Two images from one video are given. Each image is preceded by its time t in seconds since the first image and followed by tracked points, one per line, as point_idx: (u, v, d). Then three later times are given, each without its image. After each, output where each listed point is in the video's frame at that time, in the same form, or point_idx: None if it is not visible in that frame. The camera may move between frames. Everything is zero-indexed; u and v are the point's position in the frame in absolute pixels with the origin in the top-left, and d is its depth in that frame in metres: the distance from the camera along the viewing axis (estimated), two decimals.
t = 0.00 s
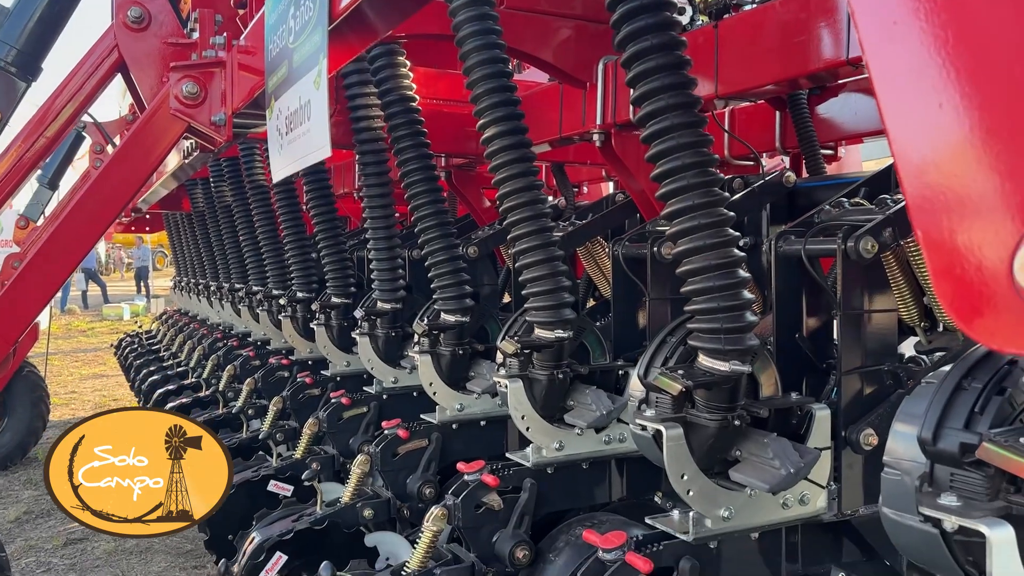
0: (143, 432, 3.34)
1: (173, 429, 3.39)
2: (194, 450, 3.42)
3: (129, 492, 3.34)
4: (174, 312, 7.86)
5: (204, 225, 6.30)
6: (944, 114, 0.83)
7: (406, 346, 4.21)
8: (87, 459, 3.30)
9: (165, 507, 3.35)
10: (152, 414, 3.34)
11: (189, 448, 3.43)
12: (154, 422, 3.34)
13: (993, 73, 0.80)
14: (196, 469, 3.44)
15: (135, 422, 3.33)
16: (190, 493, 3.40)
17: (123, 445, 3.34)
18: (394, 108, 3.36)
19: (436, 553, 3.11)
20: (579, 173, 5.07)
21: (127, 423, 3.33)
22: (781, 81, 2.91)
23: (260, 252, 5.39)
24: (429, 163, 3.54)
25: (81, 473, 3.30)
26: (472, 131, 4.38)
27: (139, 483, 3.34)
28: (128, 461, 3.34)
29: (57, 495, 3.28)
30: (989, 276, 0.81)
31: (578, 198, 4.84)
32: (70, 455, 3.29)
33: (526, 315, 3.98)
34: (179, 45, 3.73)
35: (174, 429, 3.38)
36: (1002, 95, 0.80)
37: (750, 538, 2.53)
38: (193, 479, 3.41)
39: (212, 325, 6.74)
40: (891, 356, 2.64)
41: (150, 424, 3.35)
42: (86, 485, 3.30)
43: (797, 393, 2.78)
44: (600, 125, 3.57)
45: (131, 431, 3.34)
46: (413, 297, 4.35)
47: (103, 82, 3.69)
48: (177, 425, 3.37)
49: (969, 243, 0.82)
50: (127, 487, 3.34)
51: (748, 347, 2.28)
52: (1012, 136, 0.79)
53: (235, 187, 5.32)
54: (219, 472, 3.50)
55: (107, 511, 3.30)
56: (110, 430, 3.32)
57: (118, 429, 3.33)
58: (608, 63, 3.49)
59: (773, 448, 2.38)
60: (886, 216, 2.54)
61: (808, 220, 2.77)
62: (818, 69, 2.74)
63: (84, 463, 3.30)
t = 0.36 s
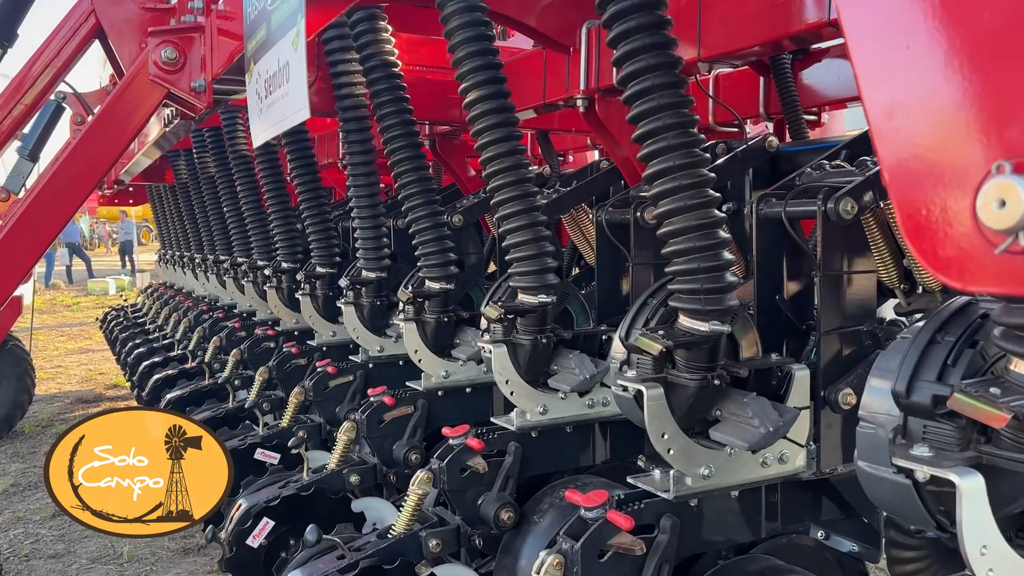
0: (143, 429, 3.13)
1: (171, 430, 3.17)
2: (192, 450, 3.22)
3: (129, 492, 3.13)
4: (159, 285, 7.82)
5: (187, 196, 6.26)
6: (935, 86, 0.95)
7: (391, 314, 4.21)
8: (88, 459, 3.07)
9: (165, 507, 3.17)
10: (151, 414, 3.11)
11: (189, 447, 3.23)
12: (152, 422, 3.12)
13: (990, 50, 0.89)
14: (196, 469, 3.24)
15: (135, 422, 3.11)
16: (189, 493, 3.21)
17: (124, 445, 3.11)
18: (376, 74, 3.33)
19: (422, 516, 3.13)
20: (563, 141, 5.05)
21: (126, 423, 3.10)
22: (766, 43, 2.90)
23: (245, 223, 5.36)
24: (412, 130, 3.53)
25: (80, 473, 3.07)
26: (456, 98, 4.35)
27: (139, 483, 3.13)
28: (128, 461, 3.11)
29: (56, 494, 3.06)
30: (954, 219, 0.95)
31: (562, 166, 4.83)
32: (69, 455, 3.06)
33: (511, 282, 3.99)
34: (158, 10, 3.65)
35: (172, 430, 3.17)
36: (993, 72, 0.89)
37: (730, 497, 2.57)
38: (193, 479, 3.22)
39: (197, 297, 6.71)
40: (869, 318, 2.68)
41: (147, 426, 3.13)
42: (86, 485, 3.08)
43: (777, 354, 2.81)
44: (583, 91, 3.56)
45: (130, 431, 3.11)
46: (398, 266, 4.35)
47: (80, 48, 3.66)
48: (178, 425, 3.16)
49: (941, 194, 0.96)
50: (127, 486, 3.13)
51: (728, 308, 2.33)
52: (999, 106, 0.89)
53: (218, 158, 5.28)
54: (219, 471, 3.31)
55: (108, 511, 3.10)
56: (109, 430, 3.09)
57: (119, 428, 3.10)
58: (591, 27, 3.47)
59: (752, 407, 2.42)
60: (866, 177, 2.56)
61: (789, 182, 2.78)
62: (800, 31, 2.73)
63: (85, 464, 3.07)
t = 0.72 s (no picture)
0: (143, 427, 2.73)
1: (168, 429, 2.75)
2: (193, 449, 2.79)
3: (128, 493, 2.73)
4: (145, 260, 7.77)
5: (171, 170, 6.20)
6: (908, 36, 0.95)
7: (377, 286, 4.20)
8: (87, 458, 2.71)
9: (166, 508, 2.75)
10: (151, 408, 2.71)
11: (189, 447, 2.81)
12: (151, 422, 2.73)
13: None
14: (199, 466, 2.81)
15: (134, 416, 2.71)
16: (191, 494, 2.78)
17: (124, 444, 2.73)
18: (358, 42, 3.29)
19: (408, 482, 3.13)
20: (548, 111, 5.02)
21: (127, 421, 2.72)
22: (750, 7, 2.89)
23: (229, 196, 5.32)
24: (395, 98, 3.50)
25: (81, 473, 2.71)
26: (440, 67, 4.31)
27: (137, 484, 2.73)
28: (127, 460, 2.72)
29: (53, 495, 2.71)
30: (926, 164, 0.96)
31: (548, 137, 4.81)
32: (68, 454, 2.70)
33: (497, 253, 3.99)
34: None
35: (171, 429, 2.76)
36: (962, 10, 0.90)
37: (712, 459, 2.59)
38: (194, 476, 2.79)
39: (183, 273, 6.68)
40: (851, 282, 2.69)
41: (145, 423, 2.73)
42: (87, 485, 2.71)
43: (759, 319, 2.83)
44: (568, 58, 3.53)
45: (132, 427, 2.73)
46: (383, 237, 4.34)
47: (58, 15, 3.64)
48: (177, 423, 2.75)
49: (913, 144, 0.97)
50: (127, 487, 2.73)
51: (710, 272, 2.34)
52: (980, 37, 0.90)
53: (201, 130, 5.23)
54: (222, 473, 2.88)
55: (107, 512, 2.71)
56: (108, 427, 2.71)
57: (120, 424, 2.72)
58: None
59: (733, 369, 2.44)
60: (847, 140, 2.56)
61: (772, 147, 2.79)
62: None
63: (85, 463, 2.70)
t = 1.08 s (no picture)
0: (141, 425, 2.57)
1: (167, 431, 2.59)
2: (191, 450, 2.62)
3: (128, 493, 2.57)
4: (131, 238, 7.72)
5: (156, 147, 6.15)
6: None
7: (363, 260, 4.18)
8: (86, 458, 2.54)
9: (166, 507, 2.58)
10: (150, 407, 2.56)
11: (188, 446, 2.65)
12: (149, 422, 2.57)
13: None
14: (200, 467, 2.64)
15: (134, 415, 2.55)
16: (190, 491, 2.61)
17: (123, 442, 2.57)
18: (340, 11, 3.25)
19: (395, 453, 3.15)
20: (534, 84, 4.99)
21: (126, 420, 2.55)
22: None
23: (214, 172, 5.28)
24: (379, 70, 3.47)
25: (79, 473, 2.55)
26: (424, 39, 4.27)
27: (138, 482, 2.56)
28: (127, 460, 2.57)
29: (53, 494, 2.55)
30: (893, 115, 0.97)
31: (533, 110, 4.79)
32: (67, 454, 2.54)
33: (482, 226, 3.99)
34: None
35: (169, 430, 2.59)
36: None
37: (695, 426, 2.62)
38: (195, 476, 2.62)
39: (169, 251, 6.65)
40: (833, 251, 2.71)
41: (143, 422, 2.57)
42: (86, 486, 2.55)
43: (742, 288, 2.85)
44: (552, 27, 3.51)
45: (131, 426, 2.56)
46: (369, 210, 4.32)
47: None
48: (174, 424, 2.59)
49: (881, 97, 0.98)
50: (126, 487, 2.57)
51: (691, 239, 2.34)
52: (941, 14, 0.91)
53: (184, 106, 5.16)
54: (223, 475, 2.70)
55: (108, 513, 2.55)
56: (107, 425, 2.55)
57: (119, 424, 2.56)
58: None
59: (715, 336, 2.46)
60: (829, 107, 2.56)
61: (756, 115, 2.78)
62: None
63: (83, 463, 2.54)
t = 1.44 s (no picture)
0: (140, 428, 2.56)
1: (165, 435, 2.59)
2: (191, 452, 2.63)
3: (129, 493, 2.59)
4: (118, 218, 7.69)
5: (141, 124, 6.11)
6: None
7: (350, 236, 4.18)
8: (85, 459, 2.54)
9: (165, 507, 2.61)
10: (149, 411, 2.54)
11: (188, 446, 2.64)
12: (147, 425, 2.56)
13: None
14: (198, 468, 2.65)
15: (134, 418, 2.54)
16: (187, 491, 2.63)
17: (122, 445, 2.57)
18: None
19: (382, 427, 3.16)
20: (521, 59, 4.96)
21: (126, 424, 2.55)
22: None
23: (200, 149, 5.25)
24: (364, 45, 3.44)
25: (77, 474, 2.55)
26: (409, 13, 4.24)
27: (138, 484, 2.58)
28: (127, 460, 2.57)
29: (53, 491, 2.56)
30: (865, 68, 0.98)
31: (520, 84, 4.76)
32: (67, 454, 2.53)
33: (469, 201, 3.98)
34: None
35: (166, 436, 2.59)
36: None
37: (678, 395, 2.65)
38: (193, 477, 2.63)
39: (157, 229, 6.63)
40: (816, 222, 2.72)
41: (142, 426, 2.56)
42: (86, 485, 2.56)
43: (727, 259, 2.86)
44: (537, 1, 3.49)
45: (131, 428, 2.56)
46: (356, 186, 4.30)
47: None
48: (170, 431, 2.58)
49: (854, 49, 0.98)
50: (127, 487, 2.58)
51: (675, 209, 2.36)
52: None
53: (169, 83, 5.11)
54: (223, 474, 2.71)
55: (108, 512, 2.57)
56: (106, 429, 2.54)
57: (117, 426, 2.55)
58: None
59: (699, 306, 2.48)
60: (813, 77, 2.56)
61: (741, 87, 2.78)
62: None
63: (82, 464, 2.54)
